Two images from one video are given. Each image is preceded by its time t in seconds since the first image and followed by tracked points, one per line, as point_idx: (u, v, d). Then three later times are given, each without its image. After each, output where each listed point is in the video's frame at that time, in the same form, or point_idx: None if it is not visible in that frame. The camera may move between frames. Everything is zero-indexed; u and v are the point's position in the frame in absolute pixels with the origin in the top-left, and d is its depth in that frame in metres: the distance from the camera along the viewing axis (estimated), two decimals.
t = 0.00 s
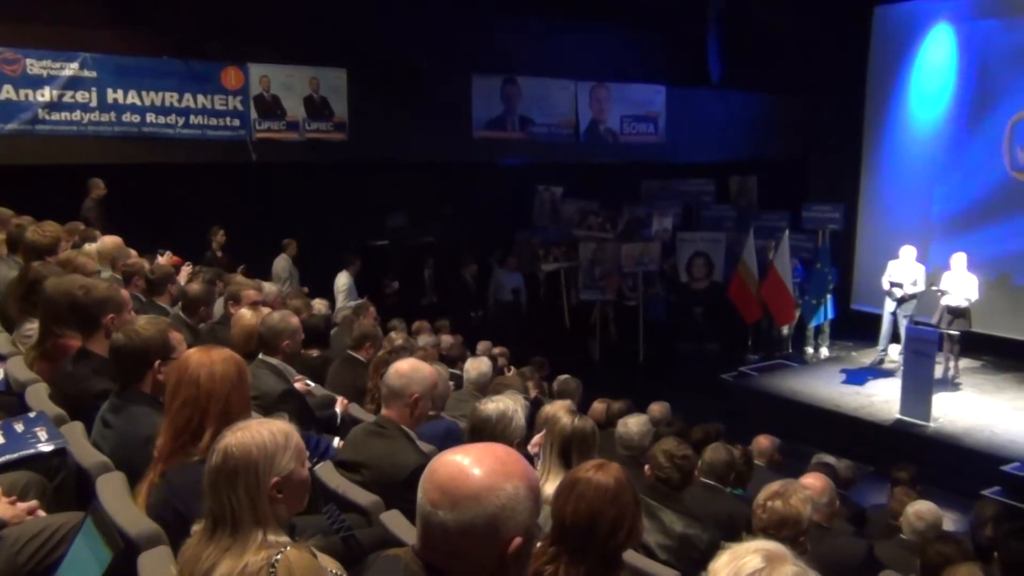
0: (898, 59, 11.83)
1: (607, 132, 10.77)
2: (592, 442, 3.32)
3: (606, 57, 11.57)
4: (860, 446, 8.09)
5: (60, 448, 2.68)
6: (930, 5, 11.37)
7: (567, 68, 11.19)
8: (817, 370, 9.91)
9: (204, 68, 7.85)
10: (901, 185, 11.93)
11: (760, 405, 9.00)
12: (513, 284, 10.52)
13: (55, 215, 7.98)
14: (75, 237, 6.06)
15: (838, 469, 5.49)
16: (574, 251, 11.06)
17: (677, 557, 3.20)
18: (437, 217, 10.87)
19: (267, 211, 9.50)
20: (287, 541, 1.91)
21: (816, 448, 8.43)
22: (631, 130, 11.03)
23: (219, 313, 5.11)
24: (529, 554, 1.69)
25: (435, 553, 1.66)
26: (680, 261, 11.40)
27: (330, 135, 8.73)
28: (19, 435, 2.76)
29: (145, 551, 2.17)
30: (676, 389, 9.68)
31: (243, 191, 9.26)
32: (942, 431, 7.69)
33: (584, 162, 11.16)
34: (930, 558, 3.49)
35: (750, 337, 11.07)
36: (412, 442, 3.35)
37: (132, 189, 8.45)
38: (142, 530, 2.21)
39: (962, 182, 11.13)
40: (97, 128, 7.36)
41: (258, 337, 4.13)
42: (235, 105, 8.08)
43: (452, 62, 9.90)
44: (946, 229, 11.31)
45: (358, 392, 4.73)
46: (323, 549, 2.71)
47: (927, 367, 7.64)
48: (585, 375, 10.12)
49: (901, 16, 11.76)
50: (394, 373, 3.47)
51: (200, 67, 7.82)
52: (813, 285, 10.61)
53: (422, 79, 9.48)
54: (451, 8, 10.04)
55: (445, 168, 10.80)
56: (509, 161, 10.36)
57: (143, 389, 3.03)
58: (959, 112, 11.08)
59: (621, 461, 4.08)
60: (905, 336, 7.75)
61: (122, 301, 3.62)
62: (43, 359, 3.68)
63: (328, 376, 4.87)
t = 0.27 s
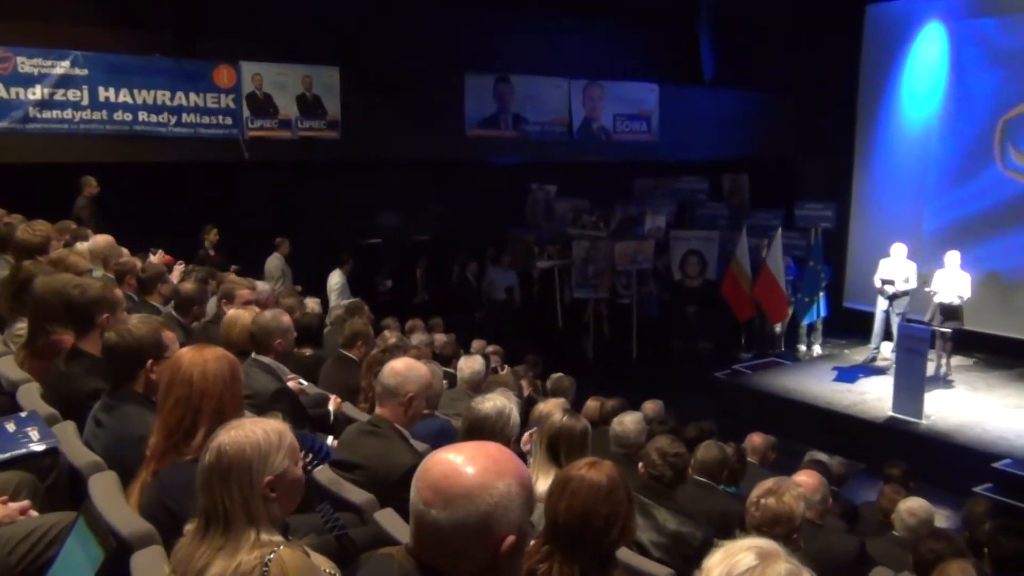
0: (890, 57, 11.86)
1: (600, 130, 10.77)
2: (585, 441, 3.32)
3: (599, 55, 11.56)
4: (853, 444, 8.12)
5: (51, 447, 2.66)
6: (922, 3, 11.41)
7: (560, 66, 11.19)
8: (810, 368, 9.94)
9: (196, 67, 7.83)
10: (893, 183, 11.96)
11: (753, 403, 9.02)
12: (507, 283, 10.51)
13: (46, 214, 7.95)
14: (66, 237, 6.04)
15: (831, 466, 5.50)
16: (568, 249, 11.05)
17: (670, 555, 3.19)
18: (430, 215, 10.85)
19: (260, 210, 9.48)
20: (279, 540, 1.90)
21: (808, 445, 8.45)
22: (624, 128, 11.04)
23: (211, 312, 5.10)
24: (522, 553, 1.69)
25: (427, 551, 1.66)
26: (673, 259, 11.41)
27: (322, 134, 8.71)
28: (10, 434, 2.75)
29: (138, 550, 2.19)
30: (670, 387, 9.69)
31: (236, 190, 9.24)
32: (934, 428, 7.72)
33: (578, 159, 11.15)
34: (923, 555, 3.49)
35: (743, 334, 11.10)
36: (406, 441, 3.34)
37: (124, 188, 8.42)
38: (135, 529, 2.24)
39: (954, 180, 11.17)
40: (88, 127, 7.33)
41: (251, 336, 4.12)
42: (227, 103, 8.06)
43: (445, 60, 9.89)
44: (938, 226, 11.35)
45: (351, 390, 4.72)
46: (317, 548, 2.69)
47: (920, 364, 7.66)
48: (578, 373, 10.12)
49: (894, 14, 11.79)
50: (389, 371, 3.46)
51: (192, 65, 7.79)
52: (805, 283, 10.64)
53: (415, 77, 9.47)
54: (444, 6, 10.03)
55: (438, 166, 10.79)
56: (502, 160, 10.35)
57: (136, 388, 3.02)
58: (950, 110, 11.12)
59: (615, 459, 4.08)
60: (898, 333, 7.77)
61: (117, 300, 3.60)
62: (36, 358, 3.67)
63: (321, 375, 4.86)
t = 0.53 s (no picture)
0: (880, 55, 11.90)
1: (592, 129, 10.79)
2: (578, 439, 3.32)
3: (591, 53, 11.58)
4: (844, 440, 8.15)
5: (42, 447, 2.64)
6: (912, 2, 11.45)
7: (552, 65, 11.20)
8: (801, 365, 9.97)
9: (187, 65, 7.81)
10: (884, 181, 12.00)
11: (744, 400, 9.05)
12: (499, 281, 10.51)
13: (36, 213, 7.92)
14: (56, 235, 6.02)
15: (823, 463, 5.52)
16: (560, 247, 11.07)
17: (663, 552, 3.21)
18: (422, 214, 10.85)
19: (251, 208, 9.46)
20: (270, 539, 1.90)
21: (800, 442, 8.47)
22: (616, 126, 11.06)
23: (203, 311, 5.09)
24: (514, 550, 1.69)
25: (419, 549, 1.66)
26: (665, 258, 11.43)
27: (314, 132, 8.70)
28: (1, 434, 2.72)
29: (128, 551, 2.18)
30: (662, 384, 9.71)
31: (227, 188, 9.22)
32: (925, 425, 7.76)
33: (569, 157, 11.17)
34: (914, 550, 3.51)
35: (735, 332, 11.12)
36: (397, 439, 3.33)
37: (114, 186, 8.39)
38: (126, 529, 2.23)
39: (944, 177, 11.22)
40: (79, 125, 7.30)
41: (242, 334, 4.11)
42: (218, 101, 8.04)
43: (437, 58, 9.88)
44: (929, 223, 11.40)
45: (343, 388, 4.72)
46: (308, 547, 2.67)
47: (910, 361, 7.69)
48: (570, 371, 10.13)
49: (884, 13, 11.83)
50: (381, 369, 3.47)
51: (183, 63, 7.77)
52: (797, 280, 10.67)
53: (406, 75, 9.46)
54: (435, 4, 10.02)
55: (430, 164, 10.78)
56: (494, 158, 10.36)
57: (127, 388, 3.02)
58: (941, 108, 11.16)
59: (607, 456, 4.09)
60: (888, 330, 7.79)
61: (107, 300, 3.60)
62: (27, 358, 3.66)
63: (313, 374, 4.85)
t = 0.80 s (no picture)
0: (873, 53, 11.92)
1: (586, 127, 10.80)
2: (570, 436, 3.33)
3: (584, 51, 11.58)
4: (836, 438, 8.18)
5: (35, 445, 2.64)
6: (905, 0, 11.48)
7: (545, 63, 11.20)
8: (794, 363, 10.00)
9: (179, 62, 7.78)
10: (876, 179, 12.03)
11: (736, 397, 9.07)
12: (493, 279, 10.51)
13: (27, 211, 7.88)
14: (48, 233, 6.01)
15: (815, 460, 5.54)
16: (553, 245, 11.07)
17: (656, 549, 3.21)
18: (416, 212, 10.84)
19: (245, 206, 9.44)
20: (267, 536, 1.90)
21: (793, 440, 8.49)
22: (610, 124, 11.07)
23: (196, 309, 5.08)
24: (508, 548, 1.70)
25: (413, 547, 1.66)
26: (659, 256, 11.45)
27: (307, 130, 8.69)
28: None
29: (122, 550, 2.17)
30: (655, 382, 9.72)
31: (220, 186, 9.20)
32: (917, 422, 7.78)
33: (563, 156, 11.17)
34: (905, 548, 3.52)
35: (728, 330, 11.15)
36: (388, 436, 3.33)
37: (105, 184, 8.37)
38: (120, 528, 2.22)
39: (936, 176, 11.26)
40: (71, 123, 7.27)
41: (235, 333, 4.09)
42: (211, 99, 8.02)
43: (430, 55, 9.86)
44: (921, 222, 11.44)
45: (336, 386, 4.71)
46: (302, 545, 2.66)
47: (903, 359, 7.71)
48: (563, 369, 10.13)
49: (876, 11, 11.86)
50: (371, 366, 3.47)
51: (175, 61, 7.75)
52: (789, 278, 10.70)
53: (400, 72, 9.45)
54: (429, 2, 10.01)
55: (424, 162, 10.77)
56: (487, 156, 10.35)
57: (120, 386, 3.01)
58: (933, 106, 11.20)
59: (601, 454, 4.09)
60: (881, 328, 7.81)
61: (99, 297, 3.58)
62: (21, 355, 3.66)
63: (306, 372, 4.85)
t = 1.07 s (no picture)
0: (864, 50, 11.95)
1: (578, 123, 10.80)
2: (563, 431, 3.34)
3: (576, 47, 11.57)
4: (827, 433, 8.21)
5: (24, 442, 2.63)
6: None
7: (538, 59, 11.19)
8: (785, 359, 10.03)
9: (169, 57, 7.75)
10: (867, 176, 12.06)
11: (728, 392, 9.10)
12: (485, 275, 10.50)
13: (17, 207, 7.84)
14: (38, 229, 5.98)
15: (806, 455, 5.56)
16: (545, 241, 11.07)
17: (648, 545, 3.22)
18: (408, 207, 10.82)
19: (236, 202, 9.41)
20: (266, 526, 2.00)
21: (784, 435, 8.52)
22: (602, 120, 11.06)
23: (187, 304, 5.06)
24: (501, 543, 1.70)
25: (406, 543, 1.66)
26: (651, 252, 11.46)
27: (298, 125, 8.66)
28: None
29: (114, 545, 2.17)
30: (648, 378, 9.73)
31: (211, 182, 9.16)
32: (907, 417, 7.82)
33: (555, 151, 11.17)
34: (896, 543, 3.53)
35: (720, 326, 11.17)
36: (381, 430, 3.34)
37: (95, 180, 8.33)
38: (110, 524, 2.21)
39: (927, 172, 11.30)
40: (60, 118, 7.24)
41: (227, 329, 4.08)
42: (201, 94, 7.99)
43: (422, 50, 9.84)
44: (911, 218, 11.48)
45: (328, 382, 4.71)
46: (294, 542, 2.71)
47: (893, 354, 7.74)
48: (555, 365, 10.14)
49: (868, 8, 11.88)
50: (364, 361, 3.48)
51: (166, 56, 7.72)
52: (781, 274, 10.73)
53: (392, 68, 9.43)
54: None
55: (416, 158, 10.75)
56: (479, 151, 10.34)
57: (110, 381, 3.00)
58: (924, 103, 11.24)
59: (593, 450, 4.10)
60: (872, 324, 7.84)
61: (90, 294, 3.59)
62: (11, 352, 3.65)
63: (298, 368, 4.84)
